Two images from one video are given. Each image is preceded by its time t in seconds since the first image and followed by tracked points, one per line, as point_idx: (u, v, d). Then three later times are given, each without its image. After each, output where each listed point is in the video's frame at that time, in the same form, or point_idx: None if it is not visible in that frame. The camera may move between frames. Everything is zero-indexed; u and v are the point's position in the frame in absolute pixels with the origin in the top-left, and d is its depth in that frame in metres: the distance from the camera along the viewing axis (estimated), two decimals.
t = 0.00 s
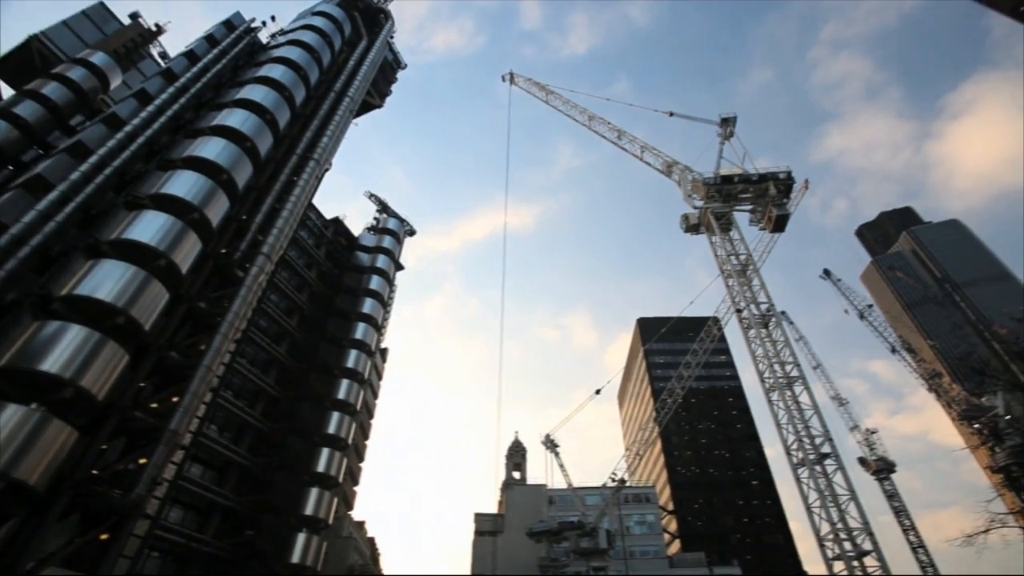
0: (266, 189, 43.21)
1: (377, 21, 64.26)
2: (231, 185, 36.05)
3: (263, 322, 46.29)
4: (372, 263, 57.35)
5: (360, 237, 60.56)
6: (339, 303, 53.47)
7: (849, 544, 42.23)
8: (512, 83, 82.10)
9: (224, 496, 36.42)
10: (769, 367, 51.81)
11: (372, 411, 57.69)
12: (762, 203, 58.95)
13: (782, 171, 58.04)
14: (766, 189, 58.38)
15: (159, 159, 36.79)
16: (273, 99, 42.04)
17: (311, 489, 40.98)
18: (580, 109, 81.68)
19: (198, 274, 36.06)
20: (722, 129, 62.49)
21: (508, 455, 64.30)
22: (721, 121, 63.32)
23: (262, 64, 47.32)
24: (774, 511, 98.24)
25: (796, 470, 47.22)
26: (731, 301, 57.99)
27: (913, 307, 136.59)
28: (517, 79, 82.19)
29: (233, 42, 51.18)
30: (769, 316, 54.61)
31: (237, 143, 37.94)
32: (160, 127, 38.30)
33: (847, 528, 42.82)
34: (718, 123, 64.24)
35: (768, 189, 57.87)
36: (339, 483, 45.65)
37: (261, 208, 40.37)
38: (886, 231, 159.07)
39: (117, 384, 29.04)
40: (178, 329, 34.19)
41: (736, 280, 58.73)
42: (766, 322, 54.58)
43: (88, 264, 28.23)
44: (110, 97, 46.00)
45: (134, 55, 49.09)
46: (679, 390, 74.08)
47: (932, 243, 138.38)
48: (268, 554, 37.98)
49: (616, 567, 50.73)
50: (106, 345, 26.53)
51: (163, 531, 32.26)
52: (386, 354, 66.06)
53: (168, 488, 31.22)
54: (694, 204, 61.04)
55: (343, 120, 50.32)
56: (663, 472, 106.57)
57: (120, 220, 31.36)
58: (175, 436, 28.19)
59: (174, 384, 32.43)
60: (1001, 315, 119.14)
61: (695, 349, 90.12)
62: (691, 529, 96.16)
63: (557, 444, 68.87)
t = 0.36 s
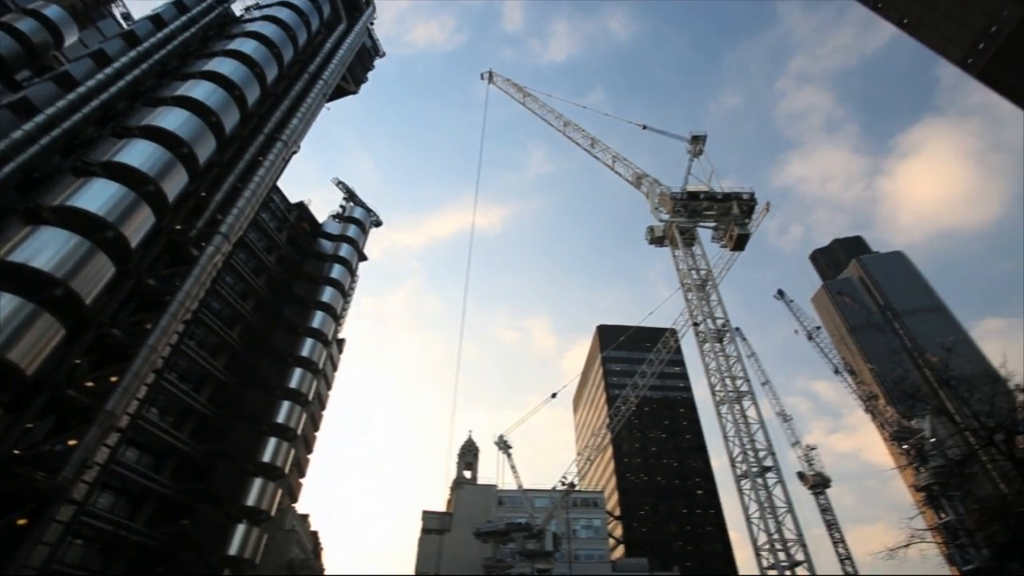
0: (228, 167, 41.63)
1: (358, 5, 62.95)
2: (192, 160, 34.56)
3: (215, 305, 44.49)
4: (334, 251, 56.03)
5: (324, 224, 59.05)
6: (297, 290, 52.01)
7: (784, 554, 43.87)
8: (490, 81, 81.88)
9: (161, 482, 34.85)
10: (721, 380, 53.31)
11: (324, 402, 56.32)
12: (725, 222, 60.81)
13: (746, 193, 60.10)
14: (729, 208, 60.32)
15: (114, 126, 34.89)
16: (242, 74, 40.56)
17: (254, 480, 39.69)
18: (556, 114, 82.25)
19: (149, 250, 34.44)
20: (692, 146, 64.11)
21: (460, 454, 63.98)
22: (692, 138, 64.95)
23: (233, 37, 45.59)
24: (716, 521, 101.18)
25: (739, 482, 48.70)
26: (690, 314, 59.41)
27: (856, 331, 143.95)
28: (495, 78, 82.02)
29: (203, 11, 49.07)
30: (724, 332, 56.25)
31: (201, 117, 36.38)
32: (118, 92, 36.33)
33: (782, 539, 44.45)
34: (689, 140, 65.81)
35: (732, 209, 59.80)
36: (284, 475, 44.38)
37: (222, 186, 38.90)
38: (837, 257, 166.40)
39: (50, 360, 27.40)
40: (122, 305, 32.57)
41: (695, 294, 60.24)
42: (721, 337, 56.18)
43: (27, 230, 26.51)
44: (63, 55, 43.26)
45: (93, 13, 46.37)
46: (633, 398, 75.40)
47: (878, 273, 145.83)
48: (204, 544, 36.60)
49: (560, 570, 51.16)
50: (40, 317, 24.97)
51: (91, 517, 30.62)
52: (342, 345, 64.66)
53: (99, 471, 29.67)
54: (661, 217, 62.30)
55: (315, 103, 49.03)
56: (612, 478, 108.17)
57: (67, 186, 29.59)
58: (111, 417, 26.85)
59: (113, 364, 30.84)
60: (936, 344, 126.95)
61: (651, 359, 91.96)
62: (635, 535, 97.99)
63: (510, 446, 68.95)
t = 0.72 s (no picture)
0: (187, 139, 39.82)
1: None
2: (149, 128, 32.87)
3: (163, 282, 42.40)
4: (295, 236, 54.45)
5: (286, 206, 57.26)
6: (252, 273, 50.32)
7: (720, 563, 45.34)
8: (468, 78, 81.53)
9: (90, 465, 33.08)
10: (673, 392, 54.58)
11: (274, 389, 54.69)
12: (687, 237, 62.48)
13: (709, 211, 61.91)
14: (692, 224, 61.98)
15: (65, 83, 32.75)
16: (210, 44, 38.97)
17: (193, 467, 38.44)
18: (532, 117, 82.65)
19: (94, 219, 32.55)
20: (661, 160, 65.57)
21: (411, 450, 63.26)
22: (662, 153, 66.41)
23: (203, 4, 43.71)
24: (658, 528, 103.50)
25: (683, 491, 50.01)
26: (647, 325, 60.68)
27: (802, 351, 150.46)
28: (473, 75, 81.69)
29: None
30: (679, 344, 57.68)
31: (162, 83, 34.67)
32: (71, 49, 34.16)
33: (719, 548, 45.96)
34: (659, 154, 67.25)
35: (695, 225, 61.56)
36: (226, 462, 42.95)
37: (180, 158, 37.22)
38: (789, 279, 173.55)
39: None
40: (61, 275, 30.71)
41: (654, 306, 61.54)
42: (675, 349, 57.57)
43: None
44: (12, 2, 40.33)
45: None
46: (587, 403, 76.36)
47: (827, 298, 152.84)
48: (133, 532, 35.08)
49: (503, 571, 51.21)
50: None
51: (7, 500, 28.66)
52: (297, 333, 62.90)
53: (20, 451, 27.78)
54: (626, 227, 63.38)
55: (285, 82, 47.61)
56: (561, 481, 109.16)
57: (6, 143, 27.60)
58: (38, 394, 25.24)
59: (45, 336, 29.02)
60: (873, 368, 134.13)
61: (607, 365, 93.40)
62: (580, 538, 99.16)
63: (461, 444, 68.63)
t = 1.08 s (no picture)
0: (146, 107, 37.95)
1: None
2: (105, 92, 31.20)
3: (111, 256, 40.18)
4: (257, 218, 52.77)
5: (249, 186, 55.42)
6: (208, 252, 48.43)
7: (662, 568, 46.37)
8: (447, 72, 80.98)
9: (15, 446, 30.99)
10: (627, 399, 55.56)
11: (222, 374, 52.75)
12: (652, 248, 63.79)
13: (674, 224, 63.47)
14: (658, 236, 63.38)
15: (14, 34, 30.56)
16: (179, 12, 37.32)
17: (130, 452, 36.66)
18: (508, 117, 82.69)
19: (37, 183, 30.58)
20: (632, 172, 66.76)
21: (362, 444, 62.14)
22: (633, 164, 67.64)
23: None
24: (605, 532, 104.94)
25: (631, 497, 50.86)
26: (608, 332, 61.50)
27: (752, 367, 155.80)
28: (452, 69, 81.04)
29: None
30: (636, 353, 58.75)
31: (123, 47, 32.93)
32: None
33: (662, 554, 46.96)
34: (630, 165, 68.44)
35: (660, 237, 62.94)
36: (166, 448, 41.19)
37: (138, 127, 35.52)
38: (745, 297, 179.44)
39: None
40: None
41: (615, 313, 62.50)
42: (632, 357, 58.59)
43: None
44: None
45: None
46: (543, 406, 76.76)
47: (779, 318, 158.65)
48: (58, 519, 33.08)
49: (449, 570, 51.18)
50: None
51: None
52: (252, 317, 60.90)
53: None
54: (594, 234, 64.10)
55: (257, 59, 46.17)
56: (512, 482, 109.34)
57: None
58: None
59: None
60: (818, 387, 139.98)
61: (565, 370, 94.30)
62: (527, 540, 99.51)
63: (414, 440, 67.87)
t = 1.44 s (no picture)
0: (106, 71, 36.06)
1: None
2: (61, 52, 29.53)
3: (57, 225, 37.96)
4: (218, 197, 50.97)
5: (212, 163, 53.47)
6: (164, 229, 46.47)
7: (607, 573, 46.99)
8: (426, 65, 80.19)
9: None
10: (584, 404, 56.09)
11: (170, 357, 50.69)
12: (618, 257, 64.77)
13: (641, 235, 64.64)
14: (624, 245, 64.42)
15: None
16: None
17: (63, 433, 34.80)
18: (484, 115, 82.51)
19: None
20: (604, 180, 67.66)
21: (314, 435, 60.68)
22: (606, 173, 68.58)
23: None
24: (554, 535, 105.64)
25: (582, 500, 51.35)
26: (569, 337, 61.99)
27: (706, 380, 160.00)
28: (432, 63, 80.35)
29: None
30: (596, 359, 59.46)
31: (85, 6, 31.23)
32: None
33: (609, 558, 47.57)
34: (602, 173, 69.33)
35: (626, 246, 63.98)
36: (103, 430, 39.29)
37: (95, 91, 33.73)
38: (704, 311, 184.26)
39: None
40: None
41: (578, 319, 63.09)
42: (591, 363, 59.24)
43: None
44: None
45: None
46: (500, 406, 76.71)
47: (736, 334, 163.60)
48: None
49: (396, 567, 50.59)
50: None
51: None
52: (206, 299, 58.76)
53: None
54: (562, 239, 64.58)
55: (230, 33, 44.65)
56: (465, 482, 108.91)
57: None
58: None
59: None
60: (767, 403, 144.88)
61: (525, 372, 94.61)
62: (476, 540, 99.23)
63: (368, 435, 66.69)
